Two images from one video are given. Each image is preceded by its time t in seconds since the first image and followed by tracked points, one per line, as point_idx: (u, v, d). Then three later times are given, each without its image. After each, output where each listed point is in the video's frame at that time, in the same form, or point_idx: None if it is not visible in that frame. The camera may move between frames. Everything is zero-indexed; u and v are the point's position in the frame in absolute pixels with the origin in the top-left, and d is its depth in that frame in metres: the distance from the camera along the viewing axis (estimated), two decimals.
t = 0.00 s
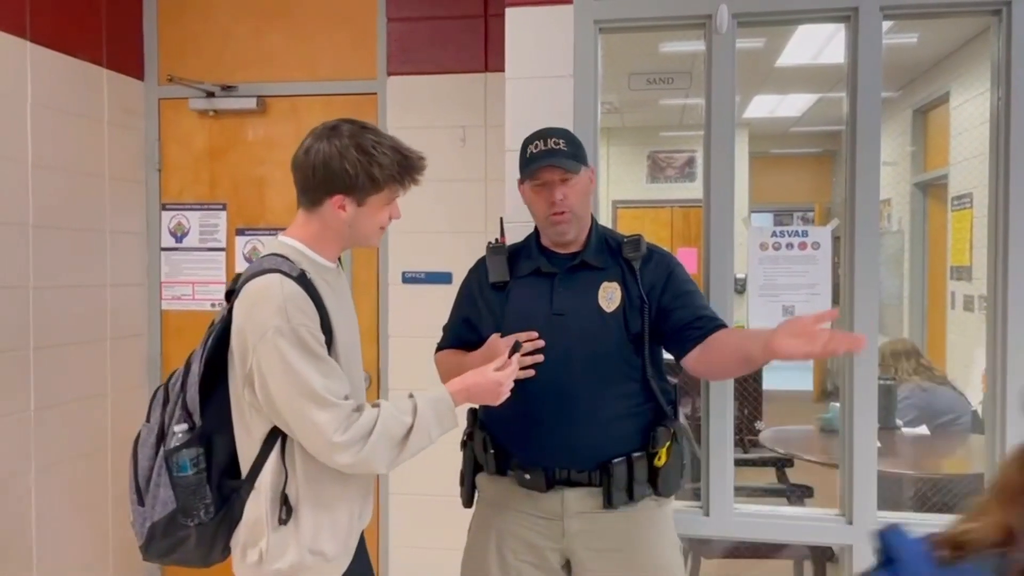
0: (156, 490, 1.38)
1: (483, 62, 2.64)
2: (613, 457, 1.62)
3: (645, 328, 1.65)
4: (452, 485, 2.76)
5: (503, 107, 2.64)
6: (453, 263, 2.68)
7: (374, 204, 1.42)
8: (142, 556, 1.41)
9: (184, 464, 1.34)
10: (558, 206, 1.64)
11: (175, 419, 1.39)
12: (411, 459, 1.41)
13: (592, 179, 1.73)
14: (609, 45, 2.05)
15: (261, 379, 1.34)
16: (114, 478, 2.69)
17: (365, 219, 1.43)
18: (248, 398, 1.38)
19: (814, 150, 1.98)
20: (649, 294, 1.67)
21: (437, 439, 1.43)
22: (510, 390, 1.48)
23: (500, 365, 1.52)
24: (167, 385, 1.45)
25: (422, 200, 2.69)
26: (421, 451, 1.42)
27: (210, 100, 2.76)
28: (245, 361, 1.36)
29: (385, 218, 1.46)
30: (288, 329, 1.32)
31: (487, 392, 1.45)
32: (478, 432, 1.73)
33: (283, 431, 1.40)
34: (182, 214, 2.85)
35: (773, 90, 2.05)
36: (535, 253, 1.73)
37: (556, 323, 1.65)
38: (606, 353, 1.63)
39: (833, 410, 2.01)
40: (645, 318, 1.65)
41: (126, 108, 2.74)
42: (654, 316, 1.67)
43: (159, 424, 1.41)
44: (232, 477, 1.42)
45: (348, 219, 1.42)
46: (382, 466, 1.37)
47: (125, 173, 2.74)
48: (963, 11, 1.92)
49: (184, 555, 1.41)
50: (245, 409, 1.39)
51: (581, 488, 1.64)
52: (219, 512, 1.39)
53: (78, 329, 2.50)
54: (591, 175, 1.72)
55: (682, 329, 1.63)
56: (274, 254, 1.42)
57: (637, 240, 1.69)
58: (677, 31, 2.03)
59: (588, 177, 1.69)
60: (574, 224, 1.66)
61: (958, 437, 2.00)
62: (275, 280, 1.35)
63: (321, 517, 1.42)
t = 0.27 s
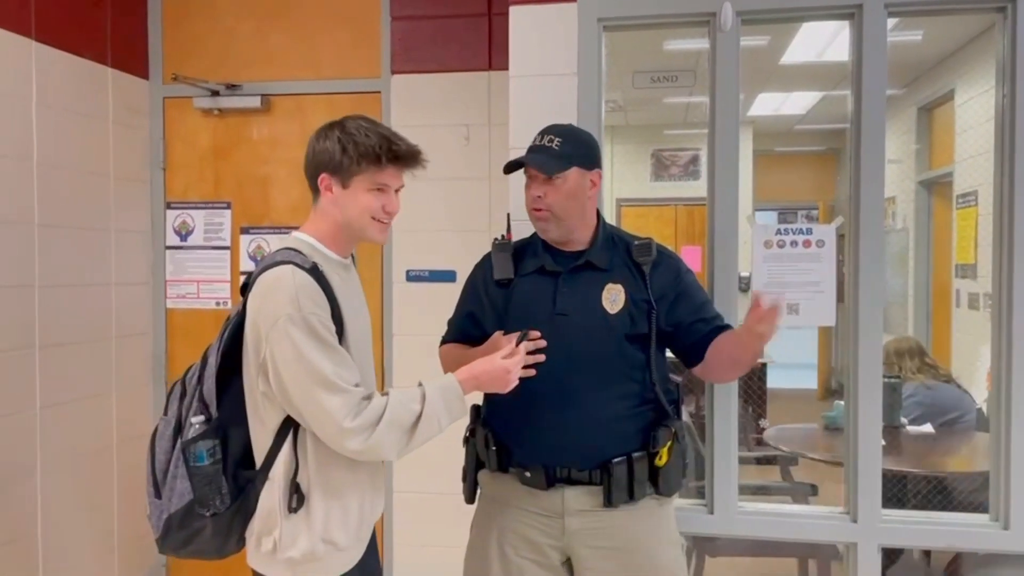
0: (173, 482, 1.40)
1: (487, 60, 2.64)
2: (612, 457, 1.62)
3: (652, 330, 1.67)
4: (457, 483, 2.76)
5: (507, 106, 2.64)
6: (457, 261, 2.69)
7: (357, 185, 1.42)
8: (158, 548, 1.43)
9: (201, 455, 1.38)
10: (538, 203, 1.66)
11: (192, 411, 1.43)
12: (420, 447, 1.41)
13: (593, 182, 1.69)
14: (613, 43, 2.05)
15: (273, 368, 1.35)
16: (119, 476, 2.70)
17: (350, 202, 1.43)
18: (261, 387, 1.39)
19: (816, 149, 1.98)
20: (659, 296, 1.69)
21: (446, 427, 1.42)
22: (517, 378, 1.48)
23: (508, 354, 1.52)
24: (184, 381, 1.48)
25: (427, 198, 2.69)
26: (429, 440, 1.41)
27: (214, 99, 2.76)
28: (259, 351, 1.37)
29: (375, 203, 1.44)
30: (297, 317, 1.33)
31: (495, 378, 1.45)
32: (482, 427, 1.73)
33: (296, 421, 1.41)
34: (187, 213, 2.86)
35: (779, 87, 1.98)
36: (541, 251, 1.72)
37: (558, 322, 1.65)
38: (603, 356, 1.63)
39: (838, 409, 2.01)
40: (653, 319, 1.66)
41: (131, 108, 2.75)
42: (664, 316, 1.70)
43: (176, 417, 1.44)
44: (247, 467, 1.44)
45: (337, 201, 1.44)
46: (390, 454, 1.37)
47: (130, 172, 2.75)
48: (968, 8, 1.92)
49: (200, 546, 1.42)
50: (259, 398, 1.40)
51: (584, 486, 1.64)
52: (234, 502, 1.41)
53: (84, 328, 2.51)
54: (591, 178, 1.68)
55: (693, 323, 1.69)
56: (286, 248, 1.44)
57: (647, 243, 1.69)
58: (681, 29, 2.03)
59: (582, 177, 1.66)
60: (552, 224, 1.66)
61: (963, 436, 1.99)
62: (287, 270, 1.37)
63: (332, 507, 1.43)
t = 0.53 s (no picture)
0: (184, 470, 1.46)
1: (491, 58, 2.64)
2: (624, 456, 1.62)
3: (660, 330, 1.69)
4: (461, 481, 2.76)
5: (511, 104, 2.64)
6: (461, 259, 2.69)
7: (357, 180, 1.45)
8: (170, 533, 1.48)
9: (210, 442, 1.40)
10: (546, 196, 1.66)
11: (203, 400, 1.47)
12: (422, 437, 1.43)
13: (603, 181, 1.69)
14: (617, 41, 2.05)
15: (279, 358, 1.38)
16: (125, 474, 2.71)
17: (352, 197, 1.46)
18: (269, 376, 1.43)
19: (820, 147, 1.98)
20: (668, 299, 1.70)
21: (448, 417, 1.43)
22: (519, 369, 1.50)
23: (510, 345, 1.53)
24: (198, 371, 1.53)
25: (431, 196, 2.70)
26: (431, 429, 1.43)
27: (219, 98, 2.77)
28: (267, 341, 1.41)
29: (376, 196, 1.46)
30: (302, 308, 1.36)
31: (496, 369, 1.47)
32: (489, 428, 1.72)
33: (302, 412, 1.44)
34: (192, 212, 2.86)
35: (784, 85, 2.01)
36: (551, 249, 1.73)
37: (571, 325, 1.65)
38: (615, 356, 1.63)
39: (844, 406, 2.01)
40: (661, 325, 1.68)
41: (135, 107, 2.75)
42: (670, 317, 1.71)
43: (189, 406, 1.48)
44: (255, 456, 1.47)
45: (340, 197, 1.47)
46: (393, 443, 1.39)
47: (135, 171, 2.75)
48: (973, 6, 1.92)
49: (208, 534, 1.46)
50: (267, 387, 1.44)
51: (593, 485, 1.64)
52: (241, 490, 1.44)
53: (89, 327, 2.52)
54: (602, 176, 1.68)
55: (699, 321, 1.70)
56: (297, 243, 1.47)
57: (658, 245, 1.69)
58: (685, 27, 2.03)
59: (593, 175, 1.66)
60: (560, 218, 1.66)
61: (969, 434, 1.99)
62: (295, 263, 1.39)
63: (336, 495, 1.46)
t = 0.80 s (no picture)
0: (186, 457, 1.46)
1: (492, 54, 2.63)
2: (630, 458, 1.62)
3: (662, 330, 1.68)
4: (462, 478, 2.76)
5: (512, 100, 2.63)
6: (462, 256, 2.69)
7: (322, 165, 1.49)
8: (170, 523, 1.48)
9: (211, 429, 1.41)
10: (568, 185, 1.64)
11: (207, 387, 1.47)
12: (413, 429, 1.43)
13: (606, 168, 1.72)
14: (618, 37, 2.04)
15: (278, 343, 1.40)
16: (125, 471, 2.71)
17: (324, 183, 1.50)
18: (268, 362, 1.44)
19: (822, 143, 1.97)
20: (670, 297, 1.69)
21: (440, 408, 1.44)
22: (515, 360, 1.49)
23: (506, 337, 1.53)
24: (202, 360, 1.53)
25: (431, 193, 2.69)
26: (423, 420, 1.44)
27: (219, 94, 2.77)
28: (267, 328, 1.43)
29: (342, 176, 1.49)
30: (298, 294, 1.37)
31: (490, 360, 1.47)
32: (494, 429, 1.72)
33: (300, 401, 1.45)
34: (192, 209, 2.86)
35: (784, 79, 2.00)
36: (552, 245, 1.72)
37: (574, 327, 1.65)
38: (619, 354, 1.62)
39: (844, 403, 2.01)
40: (663, 322, 1.67)
41: (135, 103, 2.75)
42: (670, 315, 1.70)
43: (192, 394, 1.47)
44: (256, 445, 1.48)
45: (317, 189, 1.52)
46: (384, 432, 1.40)
47: (135, 168, 2.75)
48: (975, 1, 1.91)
49: (208, 522, 1.46)
50: (266, 374, 1.45)
51: (598, 485, 1.64)
52: (241, 477, 1.44)
53: (89, 323, 2.52)
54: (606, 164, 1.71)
55: (699, 319, 1.69)
56: (300, 235, 1.50)
57: (657, 241, 1.68)
58: (685, 22, 2.02)
59: (601, 161, 1.68)
60: (583, 206, 1.65)
61: (969, 429, 2.00)
62: (294, 251, 1.41)
63: (333, 486, 1.46)
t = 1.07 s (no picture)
0: (191, 453, 1.48)
1: (494, 52, 2.63)
2: (631, 454, 1.62)
3: (660, 324, 1.68)
4: (465, 475, 2.77)
5: (514, 98, 2.63)
6: (464, 254, 2.69)
7: (315, 162, 1.50)
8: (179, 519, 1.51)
9: (210, 424, 1.44)
10: (569, 178, 1.64)
11: (205, 383, 1.49)
12: (405, 425, 1.43)
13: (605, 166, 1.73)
14: (620, 35, 2.04)
15: (273, 336, 1.41)
16: (128, 469, 2.72)
17: (316, 179, 1.51)
18: (265, 356, 1.46)
19: (825, 141, 1.96)
20: (668, 293, 1.69)
21: (433, 405, 1.44)
22: (513, 360, 1.47)
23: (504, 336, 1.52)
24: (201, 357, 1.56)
25: (433, 191, 2.69)
26: (416, 418, 1.43)
27: (221, 93, 2.77)
28: (263, 322, 1.44)
29: (333, 172, 1.50)
30: (291, 285, 1.38)
31: (486, 359, 1.45)
32: (494, 430, 1.73)
33: (297, 395, 1.45)
34: (195, 207, 2.86)
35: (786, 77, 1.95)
36: (549, 243, 1.72)
37: (572, 322, 1.65)
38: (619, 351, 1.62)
39: (846, 400, 2.00)
40: (661, 316, 1.68)
41: (138, 101, 2.75)
42: (669, 310, 1.70)
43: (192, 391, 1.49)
44: (254, 439, 1.51)
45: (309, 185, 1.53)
46: (376, 428, 1.40)
47: (137, 166, 2.75)
48: None
49: (213, 518, 1.49)
50: (264, 368, 1.47)
51: (601, 485, 1.64)
52: (243, 471, 1.47)
53: (93, 322, 2.52)
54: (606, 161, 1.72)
55: (696, 315, 1.70)
56: (294, 231, 1.51)
57: (654, 236, 1.69)
58: (688, 20, 2.02)
59: (601, 158, 1.69)
60: (583, 200, 1.65)
61: (972, 427, 1.99)
62: (289, 245, 1.43)
63: (329, 485, 1.45)
